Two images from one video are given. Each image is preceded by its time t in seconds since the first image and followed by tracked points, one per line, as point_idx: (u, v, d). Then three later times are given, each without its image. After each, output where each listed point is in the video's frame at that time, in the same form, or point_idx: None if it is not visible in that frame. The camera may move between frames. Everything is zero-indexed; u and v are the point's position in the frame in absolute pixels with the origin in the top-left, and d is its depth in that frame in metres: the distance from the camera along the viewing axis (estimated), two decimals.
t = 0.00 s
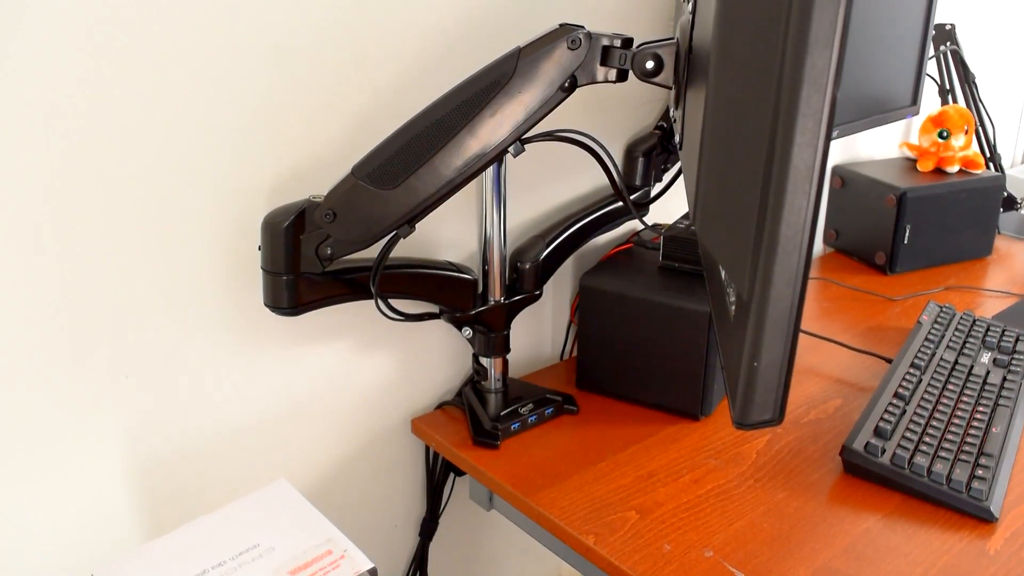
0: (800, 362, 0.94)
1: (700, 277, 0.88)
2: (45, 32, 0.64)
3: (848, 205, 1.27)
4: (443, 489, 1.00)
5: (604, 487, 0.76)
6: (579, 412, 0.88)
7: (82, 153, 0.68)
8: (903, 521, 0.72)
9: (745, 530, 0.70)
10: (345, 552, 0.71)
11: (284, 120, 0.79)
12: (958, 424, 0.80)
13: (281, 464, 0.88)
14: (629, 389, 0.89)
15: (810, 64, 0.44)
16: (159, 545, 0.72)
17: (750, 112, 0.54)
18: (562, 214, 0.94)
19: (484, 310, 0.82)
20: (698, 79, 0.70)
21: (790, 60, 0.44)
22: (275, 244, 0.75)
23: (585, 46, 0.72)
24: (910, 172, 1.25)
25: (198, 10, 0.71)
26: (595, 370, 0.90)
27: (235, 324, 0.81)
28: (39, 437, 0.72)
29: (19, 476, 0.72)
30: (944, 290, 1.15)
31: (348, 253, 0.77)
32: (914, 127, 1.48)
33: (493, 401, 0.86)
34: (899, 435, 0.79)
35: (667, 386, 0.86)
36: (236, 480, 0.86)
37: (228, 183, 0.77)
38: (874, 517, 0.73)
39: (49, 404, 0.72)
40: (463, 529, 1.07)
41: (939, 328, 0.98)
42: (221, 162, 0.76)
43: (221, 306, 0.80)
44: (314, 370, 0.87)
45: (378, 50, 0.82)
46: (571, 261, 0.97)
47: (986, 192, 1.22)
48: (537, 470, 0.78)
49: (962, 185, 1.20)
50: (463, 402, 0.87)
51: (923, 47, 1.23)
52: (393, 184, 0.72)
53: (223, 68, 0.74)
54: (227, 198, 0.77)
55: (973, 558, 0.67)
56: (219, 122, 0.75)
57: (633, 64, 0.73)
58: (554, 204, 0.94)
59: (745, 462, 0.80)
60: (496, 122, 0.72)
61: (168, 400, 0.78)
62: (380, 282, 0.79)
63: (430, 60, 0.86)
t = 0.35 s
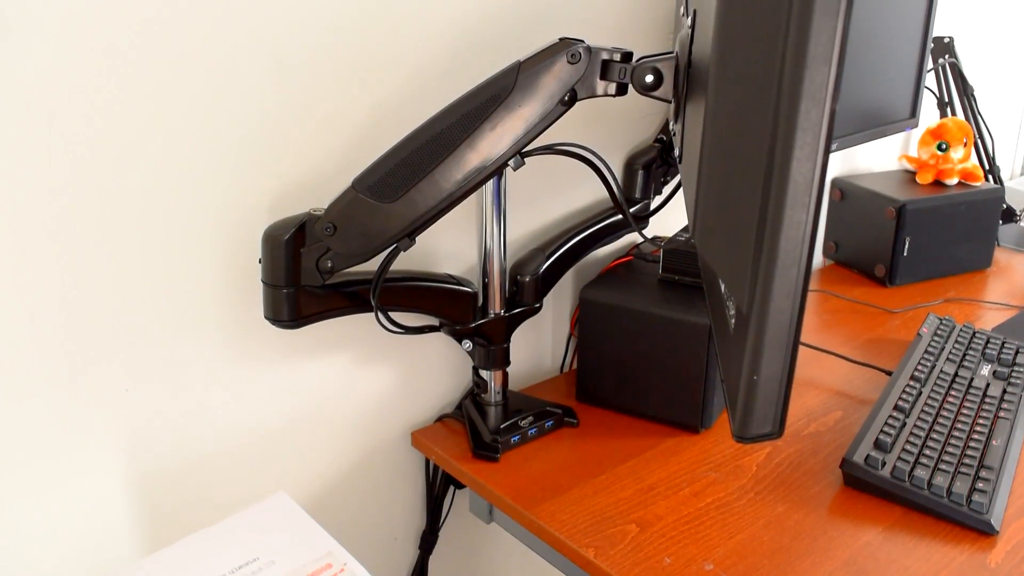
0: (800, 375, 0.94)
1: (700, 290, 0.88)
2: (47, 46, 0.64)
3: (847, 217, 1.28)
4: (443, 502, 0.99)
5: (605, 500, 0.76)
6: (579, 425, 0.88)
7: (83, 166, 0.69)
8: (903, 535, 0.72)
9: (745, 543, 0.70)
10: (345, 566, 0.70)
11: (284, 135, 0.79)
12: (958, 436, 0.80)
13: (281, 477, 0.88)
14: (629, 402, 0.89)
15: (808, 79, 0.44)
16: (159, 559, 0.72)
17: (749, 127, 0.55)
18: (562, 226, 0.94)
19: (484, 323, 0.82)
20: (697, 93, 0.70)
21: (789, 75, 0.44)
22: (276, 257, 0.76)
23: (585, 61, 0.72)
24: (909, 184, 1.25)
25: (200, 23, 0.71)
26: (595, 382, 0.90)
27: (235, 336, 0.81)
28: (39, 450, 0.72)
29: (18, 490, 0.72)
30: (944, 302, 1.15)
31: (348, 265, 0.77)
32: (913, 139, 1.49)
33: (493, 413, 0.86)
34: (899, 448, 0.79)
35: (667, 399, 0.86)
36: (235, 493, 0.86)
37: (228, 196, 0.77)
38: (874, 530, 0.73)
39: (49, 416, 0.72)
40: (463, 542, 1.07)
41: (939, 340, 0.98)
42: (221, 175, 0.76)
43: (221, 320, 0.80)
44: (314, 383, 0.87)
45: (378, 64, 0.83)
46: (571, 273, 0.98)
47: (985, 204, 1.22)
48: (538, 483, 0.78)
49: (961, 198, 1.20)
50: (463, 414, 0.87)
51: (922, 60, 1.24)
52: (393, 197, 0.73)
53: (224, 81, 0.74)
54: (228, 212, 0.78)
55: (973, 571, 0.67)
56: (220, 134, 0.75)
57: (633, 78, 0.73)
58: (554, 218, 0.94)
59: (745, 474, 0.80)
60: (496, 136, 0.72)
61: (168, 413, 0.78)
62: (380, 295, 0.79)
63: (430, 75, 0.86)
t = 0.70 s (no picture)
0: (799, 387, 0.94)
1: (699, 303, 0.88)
2: (47, 59, 0.65)
3: (846, 228, 1.28)
4: (443, 514, 0.99)
5: (605, 513, 0.76)
6: (579, 437, 0.88)
7: (84, 179, 0.69)
8: (904, 547, 0.72)
9: (745, 556, 0.70)
10: None
11: (285, 148, 0.79)
12: (958, 448, 0.80)
13: (281, 489, 0.88)
14: (629, 414, 0.89)
15: (807, 94, 0.44)
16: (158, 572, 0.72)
17: (747, 143, 0.55)
18: (561, 239, 0.95)
19: (484, 335, 0.82)
20: (696, 106, 0.71)
21: (788, 90, 0.45)
22: (276, 269, 0.76)
23: (584, 74, 0.72)
24: (908, 197, 1.25)
25: (200, 37, 0.72)
26: (594, 394, 0.90)
27: (235, 349, 0.81)
28: (38, 463, 0.72)
29: (18, 503, 0.72)
30: (943, 314, 1.15)
31: (349, 278, 0.77)
32: (912, 151, 1.49)
33: (493, 426, 0.86)
34: (899, 460, 0.79)
35: (667, 412, 0.86)
36: (235, 505, 0.86)
37: (229, 208, 0.77)
38: (875, 542, 0.73)
39: (49, 428, 0.72)
40: (463, 554, 1.07)
41: (938, 352, 0.98)
42: (221, 188, 0.77)
43: (221, 332, 0.80)
44: (314, 396, 0.87)
45: (378, 78, 0.83)
46: (571, 285, 0.98)
47: (984, 215, 1.22)
48: (538, 496, 0.78)
49: (960, 210, 1.20)
50: (463, 427, 0.87)
51: (920, 72, 1.24)
52: (393, 210, 0.73)
53: (225, 95, 0.74)
54: (228, 225, 0.78)
55: None
56: (221, 147, 0.75)
57: (631, 92, 0.73)
58: (554, 230, 0.94)
59: (745, 487, 0.80)
60: (496, 149, 0.72)
61: (168, 425, 0.78)
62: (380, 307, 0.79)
63: (431, 88, 0.87)
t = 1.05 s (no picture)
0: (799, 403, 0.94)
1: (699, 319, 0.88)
2: (49, 76, 0.65)
3: (845, 244, 1.28)
4: (443, 529, 0.99)
5: (604, 529, 0.75)
6: (579, 453, 0.88)
7: (85, 195, 0.69)
8: (904, 564, 0.72)
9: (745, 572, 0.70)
10: None
11: (284, 164, 0.79)
12: (958, 464, 0.80)
13: (281, 505, 0.88)
14: (629, 430, 0.88)
15: (805, 111, 0.45)
16: None
17: (746, 161, 0.55)
18: (561, 255, 0.95)
19: (484, 350, 0.82)
20: (695, 123, 0.71)
21: (786, 108, 0.45)
22: (276, 285, 0.76)
23: (583, 91, 0.73)
24: (906, 212, 1.25)
25: (201, 54, 0.72)
26: (594, 410, 0.90)
27: (235, 365, 0.81)
28: (37, 478, 0.72)
29: (16, 519, 0.71)
30: (943, 329, 1.15)
31: (348, 293, 0.77)
32: (910, 166, 1.49)
33: (493, 441, 0.86)
34: (899, 476, 0.79)
35: (666, 428, 0.86)
36: (234, 521, 0.85)
37: (229, 224, 0.78)
38: (875, 558, 0.73)
39: (47, 444, 0.72)
40: (462, 570, 1.06)
41: (938, 367, 0.98)
42: (221, 205, 0.77)
43: (221, 348, 0.80)
44: (314, 411, 0.87)
45: (378, 95, 0.83)
46: (570, 301, 0.98)
47: (983, 230, 1.23)
48: (537, 512, 0.78)
49: (958, 225, 1.20)
50: (463, 442, 0.87)
51: (918, 87, 1.25)
52: (393, 226, 0.73)
53: (226, 111, 0.75)
54: (228, 241, 0.78)
55: None
56: (221, 163, 0.76)
57: (630, 109, 0.73)
58: (553, 246, 0.94)
59: (745, 503, 0.80)
60: (495, 165, 0.73)
61: (167, 441, 0.78)
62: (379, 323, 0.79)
63: (430, 104, 0.87)
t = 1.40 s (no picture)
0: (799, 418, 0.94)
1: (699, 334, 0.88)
2: (50, 93, 0.65)
3: (844, 259, 1.28)
4: (443, 545, 0.99)
5: (604, 545, 0.75)
6: (579, 469, 0.88)
7: (84, 209, 0.69)
8: None
9: None
10: None
11: (284, 180, 0.80)
12: (959, 480, 0.80)
13: (280, 520, 0.88)
14: (628, 445, 0.88)
15: (804, 128, 0.45)
16: None
17: (744, 180, 0.55)
18: (560, 270, 0.95)
19: (484, 366, 0.82)
20: (693, 139, 0.71)
21: (784, 126, 0.45)
22: (276, 301, 0.76)
23: (583, 107, 0.73)
24: (905, 227, 1.26)
25: (202, 69, 0.72)
26: (594, 426, 0.90)
27: (235, 379, 0.81)
28: (34, 493, 0.71)
29: (14, 534, 0.71)
30: (942, 344, 1.15)
31: (348, 309, 0.77)
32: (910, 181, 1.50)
33: (493, 456, 0.86)
34: (899, 491, 0.79)
35: (666, 443, 0.86)
36: (233, 536, 0.85)
37: (229, 239, 0.78)
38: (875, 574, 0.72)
39: (46, 459, 0.71)
40: None
41: (937, 382, 0.98)
42: (221, 221, 0.77)
43: (221, 364, 0.80)
44: (313, 427, 0.87)
45: (378, 112, 0.83)
46: (570, 316, 0.98)
47: (983, 244, 1.23)
48: (537, 528, 0.77)
49: (957, 240, 1.20)
50: (462, 458, 0.87)
51: (915, 103, 1.25)
52: (393, 242, 0.73)
53: (226, 126, 0.75)
54: (228, 257, 0.78)
55: None
56: (222, 178, 0.76)
57: (629, 125, 0.74)
58: (553, 261, 0.94)
59: (745, 519, 0.80)
60: (495, 181, 0.73)
61: (166, 456, 0.78)
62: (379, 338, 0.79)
63: (430, 121, 0.87)
